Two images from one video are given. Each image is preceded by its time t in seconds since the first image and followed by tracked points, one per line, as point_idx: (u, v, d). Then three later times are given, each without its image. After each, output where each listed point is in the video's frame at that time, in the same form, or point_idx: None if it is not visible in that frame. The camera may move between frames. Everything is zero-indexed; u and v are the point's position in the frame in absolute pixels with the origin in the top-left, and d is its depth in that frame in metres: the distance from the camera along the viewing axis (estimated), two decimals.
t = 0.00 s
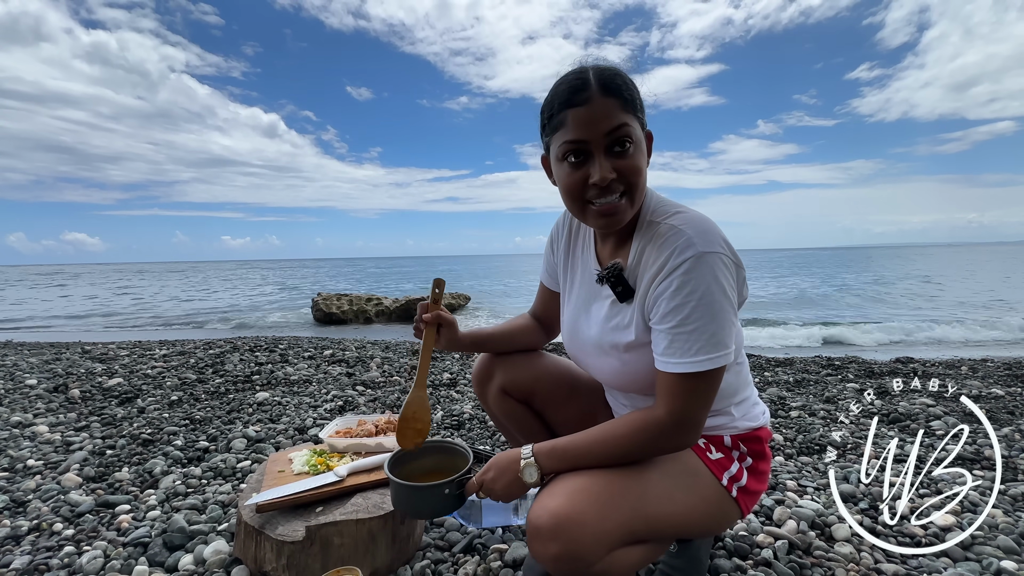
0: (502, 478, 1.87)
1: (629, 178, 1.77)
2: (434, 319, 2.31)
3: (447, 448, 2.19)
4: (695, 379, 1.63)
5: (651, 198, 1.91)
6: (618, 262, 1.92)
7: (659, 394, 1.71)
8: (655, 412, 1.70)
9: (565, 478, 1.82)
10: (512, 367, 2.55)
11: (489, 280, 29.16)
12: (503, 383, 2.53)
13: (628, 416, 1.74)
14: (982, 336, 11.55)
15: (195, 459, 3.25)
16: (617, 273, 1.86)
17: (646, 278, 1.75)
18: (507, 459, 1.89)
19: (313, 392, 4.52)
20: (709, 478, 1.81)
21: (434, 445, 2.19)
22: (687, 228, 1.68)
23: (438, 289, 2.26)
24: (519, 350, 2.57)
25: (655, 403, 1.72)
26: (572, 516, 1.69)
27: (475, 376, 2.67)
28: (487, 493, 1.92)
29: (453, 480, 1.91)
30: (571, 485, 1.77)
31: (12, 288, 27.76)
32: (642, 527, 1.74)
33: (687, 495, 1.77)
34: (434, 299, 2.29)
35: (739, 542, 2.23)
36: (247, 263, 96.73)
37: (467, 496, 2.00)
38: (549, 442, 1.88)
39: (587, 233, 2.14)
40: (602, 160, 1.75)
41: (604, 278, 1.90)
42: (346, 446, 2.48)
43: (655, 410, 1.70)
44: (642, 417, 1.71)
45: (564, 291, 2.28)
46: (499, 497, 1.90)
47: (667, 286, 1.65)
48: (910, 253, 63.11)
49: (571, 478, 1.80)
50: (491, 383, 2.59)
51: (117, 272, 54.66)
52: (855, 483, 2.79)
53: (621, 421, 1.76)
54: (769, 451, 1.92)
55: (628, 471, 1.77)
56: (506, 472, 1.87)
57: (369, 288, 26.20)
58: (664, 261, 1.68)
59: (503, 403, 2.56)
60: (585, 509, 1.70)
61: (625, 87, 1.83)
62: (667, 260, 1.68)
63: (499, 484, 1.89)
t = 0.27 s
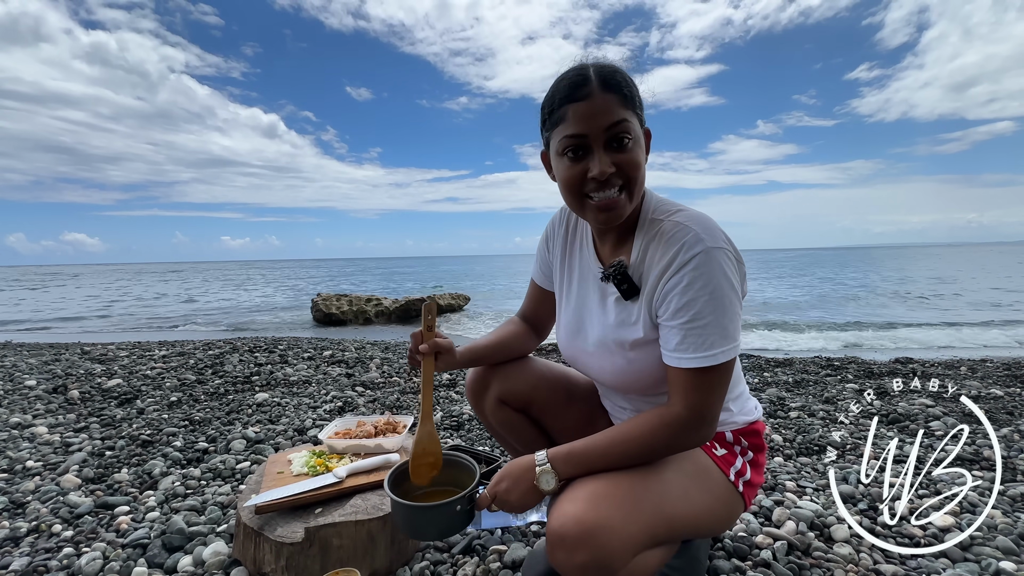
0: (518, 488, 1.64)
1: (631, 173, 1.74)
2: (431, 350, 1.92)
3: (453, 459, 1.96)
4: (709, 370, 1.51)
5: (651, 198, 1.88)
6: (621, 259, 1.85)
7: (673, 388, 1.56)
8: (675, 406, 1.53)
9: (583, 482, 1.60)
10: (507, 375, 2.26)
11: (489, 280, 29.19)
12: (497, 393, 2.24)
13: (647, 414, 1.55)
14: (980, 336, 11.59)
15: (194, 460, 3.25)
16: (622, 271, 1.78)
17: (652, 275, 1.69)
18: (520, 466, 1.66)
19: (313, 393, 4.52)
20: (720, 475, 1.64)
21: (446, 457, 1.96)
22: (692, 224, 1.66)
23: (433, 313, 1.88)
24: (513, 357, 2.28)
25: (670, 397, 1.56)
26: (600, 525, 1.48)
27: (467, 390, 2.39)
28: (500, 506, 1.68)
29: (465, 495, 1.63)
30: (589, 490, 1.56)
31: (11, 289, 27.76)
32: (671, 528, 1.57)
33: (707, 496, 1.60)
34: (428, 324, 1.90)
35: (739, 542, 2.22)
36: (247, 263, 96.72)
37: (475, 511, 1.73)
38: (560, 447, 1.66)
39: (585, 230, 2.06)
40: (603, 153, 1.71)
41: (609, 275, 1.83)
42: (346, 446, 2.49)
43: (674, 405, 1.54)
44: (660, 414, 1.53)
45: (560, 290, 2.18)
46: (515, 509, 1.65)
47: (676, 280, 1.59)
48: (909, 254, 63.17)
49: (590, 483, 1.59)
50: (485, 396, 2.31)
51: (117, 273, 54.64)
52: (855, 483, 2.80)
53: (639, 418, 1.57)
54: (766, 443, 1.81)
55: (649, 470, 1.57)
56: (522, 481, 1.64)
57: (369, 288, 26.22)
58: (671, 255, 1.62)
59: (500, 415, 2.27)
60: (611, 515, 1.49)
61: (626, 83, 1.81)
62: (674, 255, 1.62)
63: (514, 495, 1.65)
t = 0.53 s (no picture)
0: (522, 495, 1.61)
1: (604, 193, 1.70)
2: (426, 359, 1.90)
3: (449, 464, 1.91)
4: (709, 369, 1.51)
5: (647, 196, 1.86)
6: (618, 259, 1.85)
7: (673, 388, 1.56)
8: (676, 405, 1.53)
9: (586, 485, 1.57)
10: (505, 381, 2.24)
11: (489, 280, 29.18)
12: (496, 399, 2.24)
13: (650, 414, 1.55)
14: (979, 335, 11.61)
15: (194, 460, 3.25)
16: (619, 271, 1.79)
17: (650, 275, 1.69)
18: (523, 471, 1.62)
19: (313, 393, 4.52)
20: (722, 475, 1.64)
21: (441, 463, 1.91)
22: (688, 223, 1.67)
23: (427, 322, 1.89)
24: (510, 362, 2.27)
25: (672, 397, 1.56)
26: (607, 526, 1.46)
27: (465, 397, 2.37)
28: (503, 514, 1.64)
29: (467, 504, 1.60)
30: (594, 492, 1.53)
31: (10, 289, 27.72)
32: (675, 530, 1.55)
33: (710, 494, 1.59)
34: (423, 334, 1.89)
35: (738, 541, 2.23)
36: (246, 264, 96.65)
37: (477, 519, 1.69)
38: (564, 450, 1.63)
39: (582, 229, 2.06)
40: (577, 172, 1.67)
41: (607, 276, 1.83)
42: (346, 446, 2.49)
43: (675, 404, 1.54)
44: (663, 414, 1.53)
45: (557, 289, 2.18)
46: (518, 516, 1.62)
47: (674, 279, 1.59)
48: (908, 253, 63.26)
49: (594, 485, 1.56)
50: (483, 402, 2.29)
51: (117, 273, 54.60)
52: (853, 482, 2.80)
53: (642, 418, 1.56)
54: (764, 441, 1.81)
55: (653, 470, 1.56)
56: (525, 488, 1.60)
57: (369, 288, 26.21)
58: (669, 255, 1.63)
59: (499, 421, 2.26)
60: (618, 517, 1.46)
61: (619, 84, 1.64)
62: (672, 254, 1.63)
63: (518, 501, 1.61)
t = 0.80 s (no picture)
0: (524, 494, 1.61)
1: (574, 204, 1.71)
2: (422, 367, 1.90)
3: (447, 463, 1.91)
4: (708, 368, 1.52)
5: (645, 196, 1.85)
6: (614, 258, 1.86)
7: (674, 388, 1.57)
8: (677, 405, 1.54)
9: (586, 485, 1.58)
10: (504, 380, 2.24)
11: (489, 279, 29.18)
12: (495, 399, 2.24)
13: (651, 414, 1.56)
14: (979, 334, 11.62)
15: (195, 460, 3.25)
16: (617, 269, 1.79)
17: (648, 274, 1.70)
18: (525, 471, 1.63)
19: (313, 392, 4.53)
20: (721, 475, 1.65)
21: (439, 460, 1.91)
22: (687, 223, 1.68)
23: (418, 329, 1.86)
24: (509, 362, 2.28)
25: (672, 398, 1.57)
26: (607, 526, 1.46)
27: (464, 397, 2.38)
28: (505, 513, 1.65)
29: (468, 501, 1.60)
30: (595, 493, 1.54)
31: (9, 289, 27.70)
32: (676, 530, 1.55)
33: (710, 495, 1.60)
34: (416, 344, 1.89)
35: (736, 539, 2.24)
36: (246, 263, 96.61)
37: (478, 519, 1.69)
38: (565, 451, 1.64)
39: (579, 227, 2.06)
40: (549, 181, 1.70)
41: (603, 275, 1.83)
42: (346, 446, 2.49)
43: (676, 404, 1.55)
44: (664, 414, 1.54)
45: (555, 286, 2.19)
46: (518, 515, 1.63)
47: (673, 279, 1.60)
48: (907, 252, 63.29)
49: (594, 485, 1.57)
50: (482, 402, 2.30)
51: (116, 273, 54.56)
52: (852, 481, 2.81)
53: (642, 418, 1.57)
54: (764, 440, 1.82)
55: (654, 471, 1.57)
56: (527, 487, 1.61)
57: (369, 288, 26.20)
58: (668, 255, 1.64)
59: (499, 421, 2.27)
60: (619, 518, 1.47)
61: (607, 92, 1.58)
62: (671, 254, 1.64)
63: (519, 501, 1.62)
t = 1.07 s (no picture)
0: (518, 489, 1.62)
1: (568, 211, 1.70)
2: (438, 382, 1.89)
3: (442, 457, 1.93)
4: (705, 370, 1.53)
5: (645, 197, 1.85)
6: (613, 259, 1.86)
7: (668, 388, 1.58)
8: (670, 405, 1.55)
9: (581, 484, 1.59)
10: (503, 380, 2.25)
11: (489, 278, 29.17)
12: (494, 398, 2.25)
13: (645, 414, 1.56)
14: (978, 332, 11.63)
15: (196, 459, 3.26)
16: (616, 271, 1.80)
17: (648, 275, 1.70)
18: (517, 467, 1.64)
19: (313, 392, 4.53)
20: (718, 473, 1.65)
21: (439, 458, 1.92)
22: (687, 225, 1.68)
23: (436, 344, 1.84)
24: (508, 361, 2.28)
25: (666, 397, 1.58)
26: (602, 524, 1.46)
27: (464, 397, 2.38)
28: (500, 509, 1.66)
29: (463, 495, 1.62)
30: (589, 491, 1.54)
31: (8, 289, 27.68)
32: (672, 527, 1.55)
33: (705, 493, 1.60)
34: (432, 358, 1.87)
35: (736, 537, 2.25)
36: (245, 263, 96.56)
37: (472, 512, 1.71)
38: (560, 449, 1.64)
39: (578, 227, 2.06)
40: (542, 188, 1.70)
41: (603, 276, 1.83)
42: (346, 445, 2.50)
43: (669, 404, 1.55)
44: (657, 415, 1.54)
45: (553, 286, 2.19)
46: (512, 511, 1.64)
47: (671, 281, 1.60)
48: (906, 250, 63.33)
49: (589, 483, 1.58)
50: (481, 401, 2.31)
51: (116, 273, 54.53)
52: (851, 479, 2.81)
53: (636, 418, 1.58)
54: (761, 438, 1.82)
55: (648, 469, 1.57)
56: (520, 483, 1.62)
57: (368, 287, 26.20)
58: (667, 256, 1.64)
59: (498, 420, 2.27)
60: (613, 516, 1.47)
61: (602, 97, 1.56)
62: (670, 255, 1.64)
63: (512, 496, 1.63)
